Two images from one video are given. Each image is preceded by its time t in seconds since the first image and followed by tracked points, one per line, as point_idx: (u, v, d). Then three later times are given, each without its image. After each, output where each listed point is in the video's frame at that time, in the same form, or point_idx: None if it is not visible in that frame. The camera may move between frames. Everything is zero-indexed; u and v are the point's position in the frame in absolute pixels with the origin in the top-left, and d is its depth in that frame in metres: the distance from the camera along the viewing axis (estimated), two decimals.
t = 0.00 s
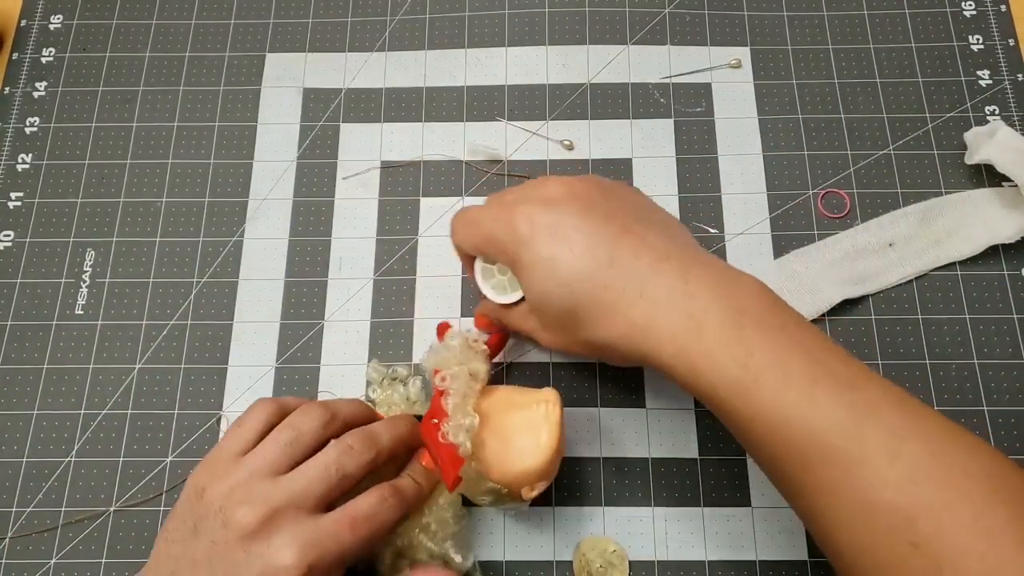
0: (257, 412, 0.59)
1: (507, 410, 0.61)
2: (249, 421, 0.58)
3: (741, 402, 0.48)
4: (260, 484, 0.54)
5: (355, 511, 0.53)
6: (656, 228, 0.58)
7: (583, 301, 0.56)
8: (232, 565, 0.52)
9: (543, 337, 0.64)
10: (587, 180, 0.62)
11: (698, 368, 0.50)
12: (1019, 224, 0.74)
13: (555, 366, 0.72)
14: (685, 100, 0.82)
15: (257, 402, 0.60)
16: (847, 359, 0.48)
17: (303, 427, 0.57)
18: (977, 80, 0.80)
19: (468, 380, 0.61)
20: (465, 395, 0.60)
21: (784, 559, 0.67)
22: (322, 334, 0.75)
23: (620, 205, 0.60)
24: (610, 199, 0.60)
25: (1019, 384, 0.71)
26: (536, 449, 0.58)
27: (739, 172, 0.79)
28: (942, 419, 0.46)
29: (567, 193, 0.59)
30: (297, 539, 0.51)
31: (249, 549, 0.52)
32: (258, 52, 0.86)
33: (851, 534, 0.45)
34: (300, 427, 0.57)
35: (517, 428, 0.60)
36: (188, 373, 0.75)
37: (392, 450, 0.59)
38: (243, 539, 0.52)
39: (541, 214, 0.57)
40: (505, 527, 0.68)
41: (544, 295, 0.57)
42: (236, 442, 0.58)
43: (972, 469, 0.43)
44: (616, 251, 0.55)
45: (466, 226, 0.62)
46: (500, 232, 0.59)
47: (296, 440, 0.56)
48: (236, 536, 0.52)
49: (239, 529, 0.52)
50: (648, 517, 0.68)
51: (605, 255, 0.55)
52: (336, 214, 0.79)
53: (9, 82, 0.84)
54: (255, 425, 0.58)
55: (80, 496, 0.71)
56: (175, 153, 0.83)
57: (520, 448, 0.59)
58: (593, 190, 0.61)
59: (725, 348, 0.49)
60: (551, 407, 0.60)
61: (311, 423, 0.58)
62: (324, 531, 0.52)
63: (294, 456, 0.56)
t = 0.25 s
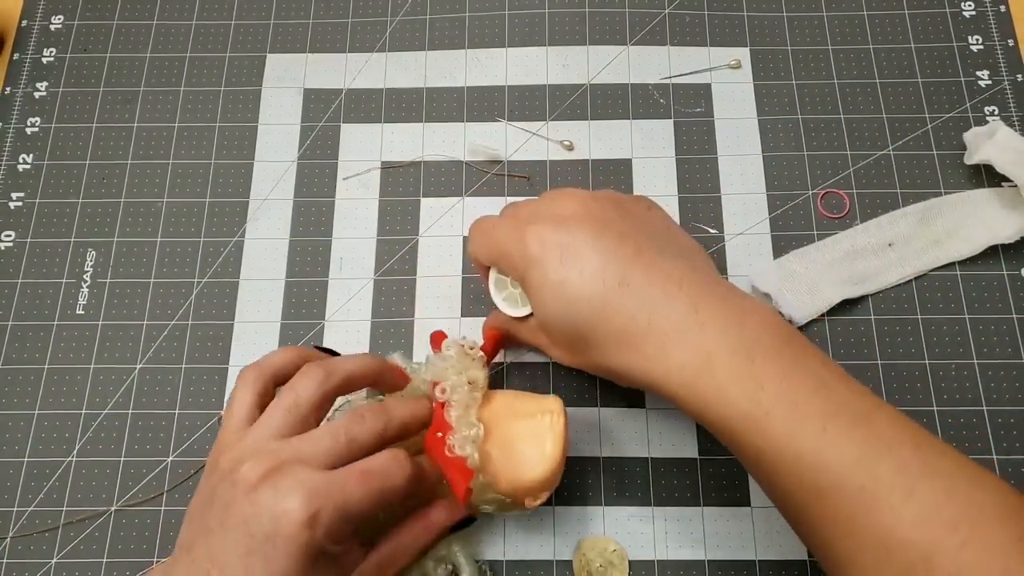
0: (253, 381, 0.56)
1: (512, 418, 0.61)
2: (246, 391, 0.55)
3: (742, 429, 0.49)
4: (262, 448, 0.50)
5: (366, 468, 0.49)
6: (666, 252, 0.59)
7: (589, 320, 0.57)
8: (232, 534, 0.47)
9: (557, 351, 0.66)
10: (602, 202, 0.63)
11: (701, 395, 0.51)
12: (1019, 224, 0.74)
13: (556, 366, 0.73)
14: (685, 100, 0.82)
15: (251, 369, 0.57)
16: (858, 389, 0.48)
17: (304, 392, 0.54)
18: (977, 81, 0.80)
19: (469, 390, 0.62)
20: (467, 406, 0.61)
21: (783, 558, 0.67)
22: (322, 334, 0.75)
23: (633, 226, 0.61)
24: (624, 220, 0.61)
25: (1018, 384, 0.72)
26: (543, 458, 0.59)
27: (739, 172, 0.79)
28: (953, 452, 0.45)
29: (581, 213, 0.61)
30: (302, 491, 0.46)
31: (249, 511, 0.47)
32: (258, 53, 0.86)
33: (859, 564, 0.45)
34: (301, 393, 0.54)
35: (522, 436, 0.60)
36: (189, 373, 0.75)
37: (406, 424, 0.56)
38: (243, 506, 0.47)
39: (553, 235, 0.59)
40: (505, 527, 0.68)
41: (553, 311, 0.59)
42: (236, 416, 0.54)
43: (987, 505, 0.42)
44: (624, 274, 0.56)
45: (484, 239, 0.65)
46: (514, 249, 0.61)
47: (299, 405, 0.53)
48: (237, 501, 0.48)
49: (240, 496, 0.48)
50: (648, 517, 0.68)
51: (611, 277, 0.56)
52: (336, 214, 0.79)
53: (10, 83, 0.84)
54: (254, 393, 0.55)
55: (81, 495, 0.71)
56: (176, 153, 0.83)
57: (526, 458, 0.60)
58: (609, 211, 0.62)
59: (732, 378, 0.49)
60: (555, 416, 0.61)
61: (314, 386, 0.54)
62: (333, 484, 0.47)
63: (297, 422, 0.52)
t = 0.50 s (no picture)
0: (253, 383, 0.56)
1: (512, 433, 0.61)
2: (246, 394, 0.55)
3: (746, 455, 0.48)
4: (265, 446, 0.50)
5: (371, 455, 0.49)
6: (673, 267, 0.58)
7: (595, 339, 0.56)
8: (237, 529, 0.46)
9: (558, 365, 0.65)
10: (611, 215, 0.62)
11: (705, 419, 0.50)
12: (1019, 223, 0.74)
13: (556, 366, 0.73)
14: (685, 100, 0.82)
15: (249, 375, 0.57)
16: (859, 411, 0.47)
17: (302, 388, 0.54)
18: (977, 81, 0.80)
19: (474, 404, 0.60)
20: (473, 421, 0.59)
21: (783, 558, 0.67)
22: (322, 334, 0.75)
23: (642, 240, 0.60)
24: (631, 234, 0.60)
25: (1018, 384, 0.72)
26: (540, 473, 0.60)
27: (739, 172, 0.79)
28: (964, 482, 0.45)
29: (588, 226, 0.59)
30: (307, 480, 0.46)
31: (254, 504, 0.46)
32: (258, 53, 0.86)
33: None
34: (300, 391, 0.54)
35: (520, 450, 0.60)
36: (189, 373, 0.75)
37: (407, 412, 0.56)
38: (247, 502, 0.46)
39: (559, 247, 0.58)
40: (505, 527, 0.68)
41: (559, 328, 0.58)
42: (235, 421, 0.54)
43: (990, 530, 0.41)
44: (632, 293, 0.55)
45: (490, 244, 0.63)
46: (519, 260, 0.59)
47: (298, 401, 0.53)
48: (242, 495, 0.47)
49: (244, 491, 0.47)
50: (648, 517, 0.68)
51: (619, 296, 0.55)
52: (336, 214, 0.79)
53: (10, 83, 0.84)
54: (253, 397, 0.55)
55: (81, 495, 0.71)
56: (176, 153, 0.83)
57: (522, 471, 0.60)
58: (616, 223, 0.61)
59: (735, 399, 0.49)
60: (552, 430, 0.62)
61: (312, 384, 0.55)
62: (338, 471, 0.47)
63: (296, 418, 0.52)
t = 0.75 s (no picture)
0: (240, 377, 0.57)
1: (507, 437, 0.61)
2: (234, 389, 0.56)
3: (771, 489, 0.43)
4: (260, 429, 0.51)
5: (368, 430, 0.50)
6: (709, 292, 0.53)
7: (610, 357, 0.51)
8: (238, 507, 0.46)
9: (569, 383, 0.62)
10: (652, 235, 0.57)
11: (725, 450, 0.45)
12: (1020, 223, 0.74)
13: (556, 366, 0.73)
14: (685, 100, 0.82)
15: (235, 369, 0.58)
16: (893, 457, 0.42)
17: (292, 372, 0.56)
18: (977, 81, 0.80)
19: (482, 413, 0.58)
20: (480, 433, 0.57)
21: (783, 559, 0.67)
22: (322, 334, 0.75)
23: (680, 262, 0.55)
24: (669, 255, 0.55)
25: (1018, 384, 0.71)
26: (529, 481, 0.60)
27: (739, 172, 0.79)
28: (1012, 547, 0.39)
29: (625, 242, 0.55)
30: (309, 455, 0.47)
31: (255, 483, 0.47)
32: (258, 53, 0.86)
33: None
34: (290, 376, 0.55)
35: (514, 454, 0.60)
36: (188, 373, 0.75)
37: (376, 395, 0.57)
38: (247, 483, 0.47)
39: (588, 254, 0.54)
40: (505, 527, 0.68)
41: (576, 342, 0.53)
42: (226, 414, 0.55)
43: None
44: (658, 307, 0.50)
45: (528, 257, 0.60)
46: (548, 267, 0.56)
47: (288, 386, 0.54)
48: (241, 476, 0.47)
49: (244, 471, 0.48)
50: (648, 517, 0.68)
51: (642, 309, 0.50)
52: (336, 214, 0.79)
53: (10, 83, 0.84)
54: (243, 392, 0.56)
55: (81, 496, 0.71)
56: (176, 153, 0.83)
57: (511, 475, 0.60)
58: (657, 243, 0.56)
59: (759, 426, 0.43)
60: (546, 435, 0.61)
61: (301, 368, 0.56)
62: (338, 443, 0.49)
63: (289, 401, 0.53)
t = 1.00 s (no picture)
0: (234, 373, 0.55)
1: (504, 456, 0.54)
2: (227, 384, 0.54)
3: (797, 524, 0.43)
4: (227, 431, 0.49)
5: (325, 440, 0.46)
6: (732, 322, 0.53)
7: (637, 383, 0.51)
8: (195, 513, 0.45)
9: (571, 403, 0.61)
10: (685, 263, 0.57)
11: (749, 480, 0.45)
12: (1021, 222, 0.74)
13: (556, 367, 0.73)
14: (685, 100, 0.82)
15: (233, 364, 0.56)
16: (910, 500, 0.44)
17: (280, 372, 0.53)
18: (977, 81, 0.81)
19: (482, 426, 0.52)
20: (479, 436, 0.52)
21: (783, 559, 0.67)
22: (322, 334, 0.75)
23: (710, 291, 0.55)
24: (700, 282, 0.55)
25: (1018, 384, 0.71)
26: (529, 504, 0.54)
27: (739, 172, 0.79)
28: None
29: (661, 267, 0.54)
30: (257, 466, 0.45)
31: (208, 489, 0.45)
32: (258, 53, 0.86)
33: None
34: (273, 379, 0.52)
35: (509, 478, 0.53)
36: (188, 373, 0.75)
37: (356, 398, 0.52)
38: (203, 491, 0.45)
39: (620, 273, 0.53)
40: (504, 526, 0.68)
41: (601, 365, 0.53)
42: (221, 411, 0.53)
43: None
44: (692, 336, 0.50)
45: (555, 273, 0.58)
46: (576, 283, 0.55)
47: (269, 387, 0.52)
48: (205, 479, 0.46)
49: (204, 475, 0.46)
50: (648, 517, 0.68)
51: (676, 336, 0.50)
52: (336, 214, 0.79)
53: (10, 83, 0.84)
54: (235, 388, 0.54)
55: (81, 495, 0.71)
56: (176, 153, 0.83)
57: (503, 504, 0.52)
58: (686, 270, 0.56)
59: (788, 459, 0.44)
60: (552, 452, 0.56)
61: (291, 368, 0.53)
62: (284, 455, 0.45)
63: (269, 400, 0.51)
